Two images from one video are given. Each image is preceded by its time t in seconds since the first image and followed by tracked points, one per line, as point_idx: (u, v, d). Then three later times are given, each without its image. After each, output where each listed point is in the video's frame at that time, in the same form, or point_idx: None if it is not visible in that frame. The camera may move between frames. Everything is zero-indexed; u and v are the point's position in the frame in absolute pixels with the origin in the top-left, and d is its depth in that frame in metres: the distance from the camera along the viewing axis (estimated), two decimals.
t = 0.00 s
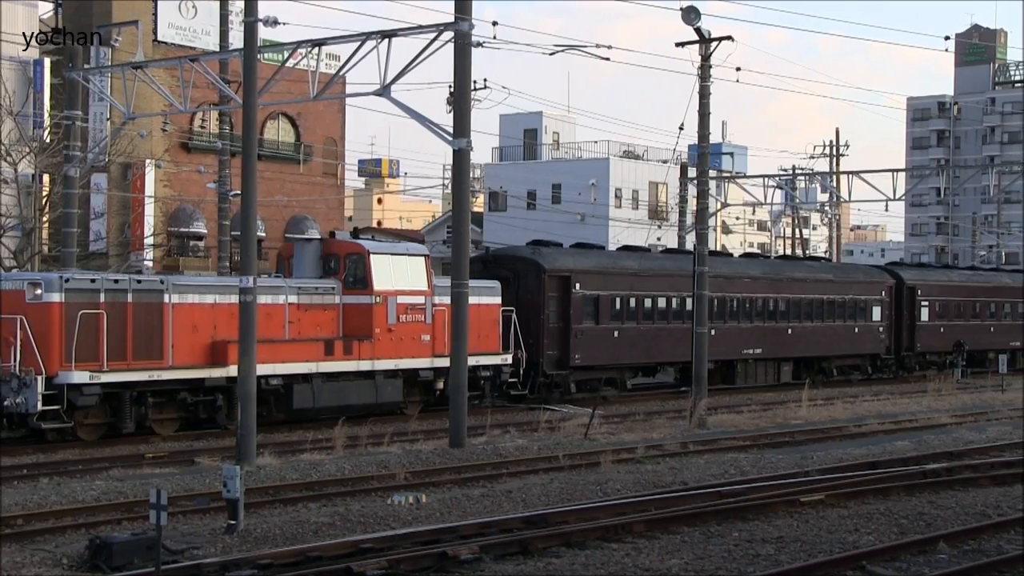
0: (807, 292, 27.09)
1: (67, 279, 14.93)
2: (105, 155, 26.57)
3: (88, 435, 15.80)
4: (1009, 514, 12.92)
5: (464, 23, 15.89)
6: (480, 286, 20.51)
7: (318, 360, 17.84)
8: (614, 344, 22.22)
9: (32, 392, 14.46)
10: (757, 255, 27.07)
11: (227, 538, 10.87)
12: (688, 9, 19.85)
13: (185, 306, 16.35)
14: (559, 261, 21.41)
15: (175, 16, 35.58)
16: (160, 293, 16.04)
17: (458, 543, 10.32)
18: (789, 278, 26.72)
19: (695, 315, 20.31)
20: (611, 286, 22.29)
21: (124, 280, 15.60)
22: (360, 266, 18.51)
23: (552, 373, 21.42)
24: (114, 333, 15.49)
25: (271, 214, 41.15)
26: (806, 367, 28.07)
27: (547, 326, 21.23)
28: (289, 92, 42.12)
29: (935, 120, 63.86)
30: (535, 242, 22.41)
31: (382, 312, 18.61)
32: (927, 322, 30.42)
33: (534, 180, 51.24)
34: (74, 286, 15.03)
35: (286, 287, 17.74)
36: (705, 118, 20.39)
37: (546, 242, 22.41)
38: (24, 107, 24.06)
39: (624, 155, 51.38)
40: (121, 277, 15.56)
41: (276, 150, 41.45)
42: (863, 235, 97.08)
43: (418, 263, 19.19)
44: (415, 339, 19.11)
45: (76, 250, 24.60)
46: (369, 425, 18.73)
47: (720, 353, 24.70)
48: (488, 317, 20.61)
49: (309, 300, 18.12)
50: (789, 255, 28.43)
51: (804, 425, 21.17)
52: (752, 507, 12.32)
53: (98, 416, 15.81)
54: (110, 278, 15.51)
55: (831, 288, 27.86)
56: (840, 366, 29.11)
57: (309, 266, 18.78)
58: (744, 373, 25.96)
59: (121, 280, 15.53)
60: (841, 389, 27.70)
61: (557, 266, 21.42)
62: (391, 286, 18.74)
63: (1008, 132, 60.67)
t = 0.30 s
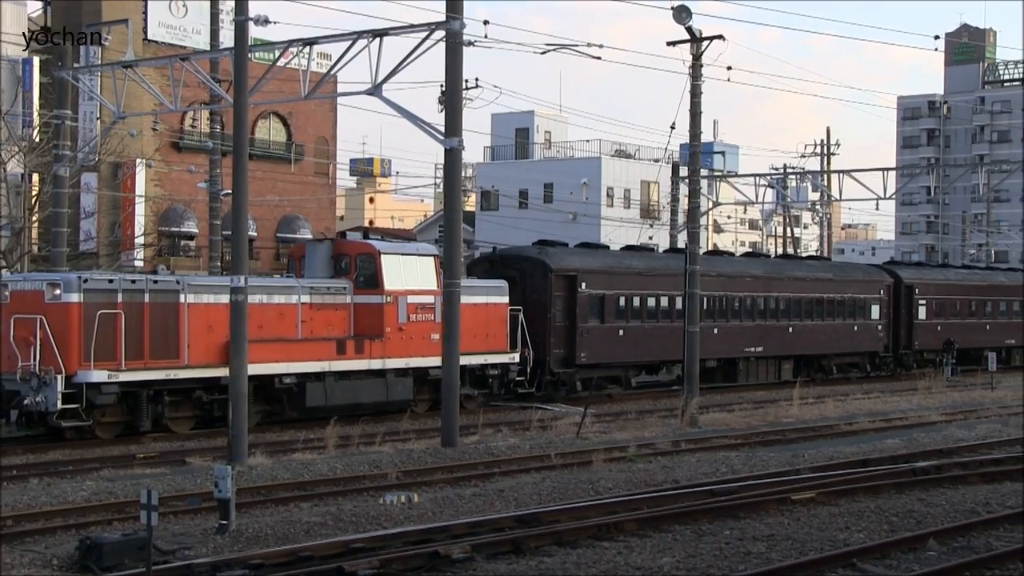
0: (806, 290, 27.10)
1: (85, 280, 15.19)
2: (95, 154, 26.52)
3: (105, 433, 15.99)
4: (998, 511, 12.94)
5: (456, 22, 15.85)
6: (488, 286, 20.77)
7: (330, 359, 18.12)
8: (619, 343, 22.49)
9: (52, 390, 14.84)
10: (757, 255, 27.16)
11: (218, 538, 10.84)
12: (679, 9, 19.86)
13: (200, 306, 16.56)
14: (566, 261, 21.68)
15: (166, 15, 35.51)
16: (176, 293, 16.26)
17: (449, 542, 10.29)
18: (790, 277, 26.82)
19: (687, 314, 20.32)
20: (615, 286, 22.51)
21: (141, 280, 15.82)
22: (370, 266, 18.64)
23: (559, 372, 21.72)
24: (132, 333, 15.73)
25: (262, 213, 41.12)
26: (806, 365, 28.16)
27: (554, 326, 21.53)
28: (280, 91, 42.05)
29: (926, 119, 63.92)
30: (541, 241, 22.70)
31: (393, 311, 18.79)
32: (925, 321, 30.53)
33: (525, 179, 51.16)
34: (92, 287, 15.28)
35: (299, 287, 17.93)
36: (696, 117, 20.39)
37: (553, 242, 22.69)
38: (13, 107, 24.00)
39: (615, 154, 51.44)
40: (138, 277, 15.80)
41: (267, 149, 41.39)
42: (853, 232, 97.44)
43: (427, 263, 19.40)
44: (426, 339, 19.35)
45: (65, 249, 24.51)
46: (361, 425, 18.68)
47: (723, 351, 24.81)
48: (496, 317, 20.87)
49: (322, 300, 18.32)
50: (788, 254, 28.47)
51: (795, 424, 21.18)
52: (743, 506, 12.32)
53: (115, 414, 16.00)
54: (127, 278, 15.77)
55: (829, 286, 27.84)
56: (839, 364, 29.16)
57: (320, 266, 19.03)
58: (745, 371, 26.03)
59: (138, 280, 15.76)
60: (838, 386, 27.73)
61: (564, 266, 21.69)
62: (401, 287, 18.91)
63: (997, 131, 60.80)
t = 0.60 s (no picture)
0: (796, 290, 27.19)
1: (95, 277, 15.71)
2: (76, 149, 26.36)
3: (114, 428, 16.39)
4: (977, 510, 13.02)
5: (440, 20, 15.83)
6: (488, 284, 21.09)
7: (333, 356, 18.39)
8: (616, 341, 22.56)
9: (62, 385, 15.31)
10: (750, 253, 27.29)
11: (199, 536, 10.79)
12: (664, 7, 19.87)
13: (207, 303, 17.03)
14: (563, 260, 21.70)
15: (149, 10, 35.34)
16: (183, 289, 16.69)
17: (432, 540, 10.27)
18: (781, 277, 26.88)
19: (670, 312, 20.34)
20: (612, 284, 22.61)
21: (149, 277, 16.28)
22: (373, 264, 19.01)
23: (556, 369, 21.83)
24: (140, 329, 16.18)
25: (244, 210, 40.80)
26: (798, 363, 28.35)
27: (551, 324, 21.61)
28: (263, 87, 41.90)
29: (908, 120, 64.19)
30: (540, 240, 22.78)
31: (396, 309, 19.19)
32: (914, 320, 30.74)
33: (510, 177, 51.06)
34: (101, 284, 15.78)
35: (302, 284, 18.35)
36: (680, 116, 20.41)
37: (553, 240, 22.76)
38: None
39: (599, 152, 51.51)
40: (146, 274, 16.25)
41: (250, 146, 41.23)
42: (836, 233, 98.02)
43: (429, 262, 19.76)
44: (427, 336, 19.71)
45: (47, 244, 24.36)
46: (345, 423, 18.64)
47: (716, 348, 24.99)
48: (496, 315, 21.18)
49: (325, 298, 18.75)
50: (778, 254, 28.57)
51: (776, 422, 21.24)
52: (725, 504, 12.34)
53: (123, 409, 16.41)
54: (135, 275, 16.24)
55: (818, 286, 27.91)
56: (830, 362, 29.33)
57: (323, 265, 19.35)
58: (738, 369, 26.20)
59: (146, 277, 16.22)
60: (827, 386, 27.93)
61: (562, 265, 21.72)
62: (404, 284, 19.30)
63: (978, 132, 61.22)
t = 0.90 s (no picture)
0: (783, 287, 27.55)
1: (101, 276, 15.98)
2: (55, 147, 26.22)
3: (119, 425, 16.69)
4: (954, 506, 13.15)
5: (420, 18, 15.84)
6: (483, 282, 21.26)
7: (333, 354, 18.65)
8: (609, 338, 23.01)
9: (70, 382, 15.59)
10: (739, 251, 27.60)
11: (179, 534, 10.79)
12: (644, 5, 19.96)
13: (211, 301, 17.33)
14: (558, 258, 22.09)
15: (127, 8, 35.19)
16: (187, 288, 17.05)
17: (412, 538, 10.30)
18: (772, 275, 27.32)
19: (650, 310, 20.45)
20: (604, 282, 23.05)
21: (154, 276, 16.60)
22: (372, 263, 19.39)
23: (551, 366, 22.20)
24: (145, 327, 16.49)
25: (226, 207, 40.95)
26: (787, 360, 28.71)
27: (546, 322, 21.96)
28: (243, 85, 41.79)
29: (887, 118, 64.53)
30: (533, 240, 23.13)
31: (394, 307, 19.54)
32: (900, 318, 31.10)
33: (489, 174, 51.07)
34: (107, 282, 16.06)
35: (303, 283, 18.66)
36: (660, 113, 20.50)
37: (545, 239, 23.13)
38: None
39: (579, 150, 51.68)
40: (151, 273, 16.57)
41: (230, 144, 41.10)
42: (816, 230, 98.87)
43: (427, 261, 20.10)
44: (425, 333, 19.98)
45: (24, 241, 24.19)
46: (325, 421, 18.64)
47: (708, 345, 25.41)
48: (491, 313, 21.34)
49: (325, 296, 19.06)
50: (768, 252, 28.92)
51: (756, 420, 21.37)
52: (704, 501, 12.44)
53: (128, 406, 16.67)
54: (141, 274, 16.54)
55: (806, 285, 28.33)
56: (818, 359, 29.70)
57: (323, 263, 19.67)
58: (728, 365, 26.59)
59: (152, 276, 16.54)
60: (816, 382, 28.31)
61: (555, 263, 22.11)
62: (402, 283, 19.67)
63: (956, 130, 61.85)
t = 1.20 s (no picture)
0: (773, 286, 27.79)
1: (108, 274, 16.27)
2: (34, 145, 26.07)
3: (126, 421, 16.96)
4: (933, 504, 13.27)
5: (401, 16, 15.84)
6: (481, 281, 21.57)
7: (335, 352, 18.86)
8: (602, 336, 23.44)
9: (78, 379, 15.85)
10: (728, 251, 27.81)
11: (159, 534, 10.78)
12: (626, 4, 20.02)
13: (215, 300, 17.52)
14: (553, 257, 22.47)
15: (107, 5, 34.99)
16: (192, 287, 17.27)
17: (393, 537, 10.32)
18: (762, 274, 27.56)
19: (632, 309, 20.51)
20: (599, 281, 23.45)
21: (159, 274, 16.87)
22: (372, 261, 19.69)
23: (547, 364, 22.53)
24: (152, 325, 16.78)
25: (205, 205, 40.68)
26: (775, 358, 29.05)
27: (542, 320, 22.34)
28: (224, 83, 41.67)
29: (867, 117, 64.88)
30: (529, 239, 23.48)
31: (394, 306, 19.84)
32: (887, 316, 31.42)
33: (470, 173, 51.06)
34: (114, 281, 16.35)
35: (305, 282, 18.86)
36: (641, 113, 20.57)
37: (541, 239, 23.50)
38: None
39: (561, 149, 51.75)
40: (157, 272, 16.83)
41: (210, 141, 40.95)
42: (796, 229, 99.54)
43: (426, 261, 20.34)
44: (423, 332, 20.29)
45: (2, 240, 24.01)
46: (307, 420, 18.62)
47: (698, 344, 25.78)
48: (489, 312, 21.67)
49: (327, 295, 19.24)
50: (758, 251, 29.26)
51: (736, 418, 21.48)
52: (686, 500, 12.51)
53: (134, 403, 16.97)
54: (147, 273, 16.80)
55: (797, 283, 28.68)
56: (807, 357, 30.03)
57: (323, 262, 19.85)
58: (720, 363, 26.90)
59: (157, 274, 16.82)
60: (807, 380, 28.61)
61: (551, 262, 22.48)
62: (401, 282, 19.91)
63: (935, 129, 62.33)
